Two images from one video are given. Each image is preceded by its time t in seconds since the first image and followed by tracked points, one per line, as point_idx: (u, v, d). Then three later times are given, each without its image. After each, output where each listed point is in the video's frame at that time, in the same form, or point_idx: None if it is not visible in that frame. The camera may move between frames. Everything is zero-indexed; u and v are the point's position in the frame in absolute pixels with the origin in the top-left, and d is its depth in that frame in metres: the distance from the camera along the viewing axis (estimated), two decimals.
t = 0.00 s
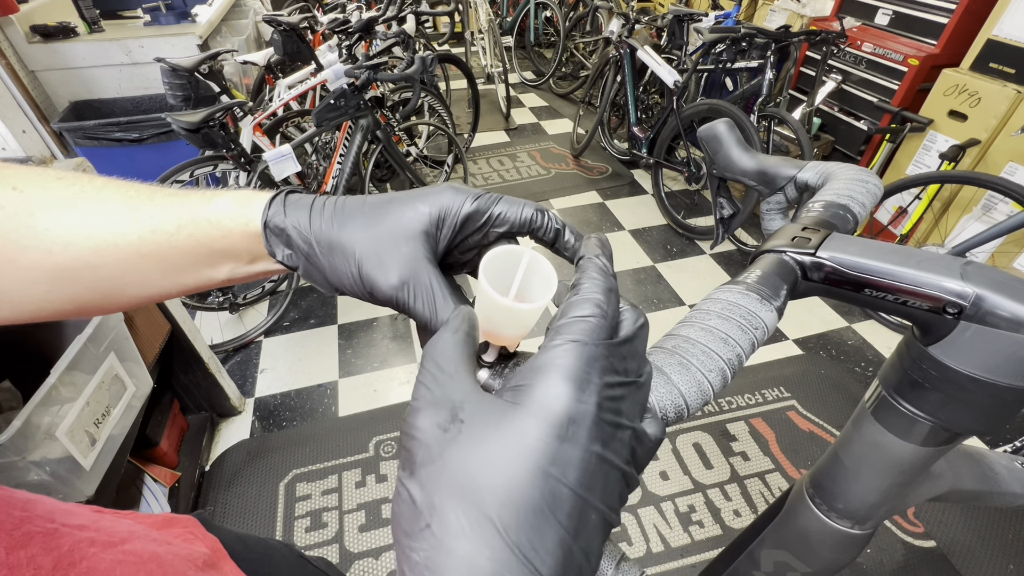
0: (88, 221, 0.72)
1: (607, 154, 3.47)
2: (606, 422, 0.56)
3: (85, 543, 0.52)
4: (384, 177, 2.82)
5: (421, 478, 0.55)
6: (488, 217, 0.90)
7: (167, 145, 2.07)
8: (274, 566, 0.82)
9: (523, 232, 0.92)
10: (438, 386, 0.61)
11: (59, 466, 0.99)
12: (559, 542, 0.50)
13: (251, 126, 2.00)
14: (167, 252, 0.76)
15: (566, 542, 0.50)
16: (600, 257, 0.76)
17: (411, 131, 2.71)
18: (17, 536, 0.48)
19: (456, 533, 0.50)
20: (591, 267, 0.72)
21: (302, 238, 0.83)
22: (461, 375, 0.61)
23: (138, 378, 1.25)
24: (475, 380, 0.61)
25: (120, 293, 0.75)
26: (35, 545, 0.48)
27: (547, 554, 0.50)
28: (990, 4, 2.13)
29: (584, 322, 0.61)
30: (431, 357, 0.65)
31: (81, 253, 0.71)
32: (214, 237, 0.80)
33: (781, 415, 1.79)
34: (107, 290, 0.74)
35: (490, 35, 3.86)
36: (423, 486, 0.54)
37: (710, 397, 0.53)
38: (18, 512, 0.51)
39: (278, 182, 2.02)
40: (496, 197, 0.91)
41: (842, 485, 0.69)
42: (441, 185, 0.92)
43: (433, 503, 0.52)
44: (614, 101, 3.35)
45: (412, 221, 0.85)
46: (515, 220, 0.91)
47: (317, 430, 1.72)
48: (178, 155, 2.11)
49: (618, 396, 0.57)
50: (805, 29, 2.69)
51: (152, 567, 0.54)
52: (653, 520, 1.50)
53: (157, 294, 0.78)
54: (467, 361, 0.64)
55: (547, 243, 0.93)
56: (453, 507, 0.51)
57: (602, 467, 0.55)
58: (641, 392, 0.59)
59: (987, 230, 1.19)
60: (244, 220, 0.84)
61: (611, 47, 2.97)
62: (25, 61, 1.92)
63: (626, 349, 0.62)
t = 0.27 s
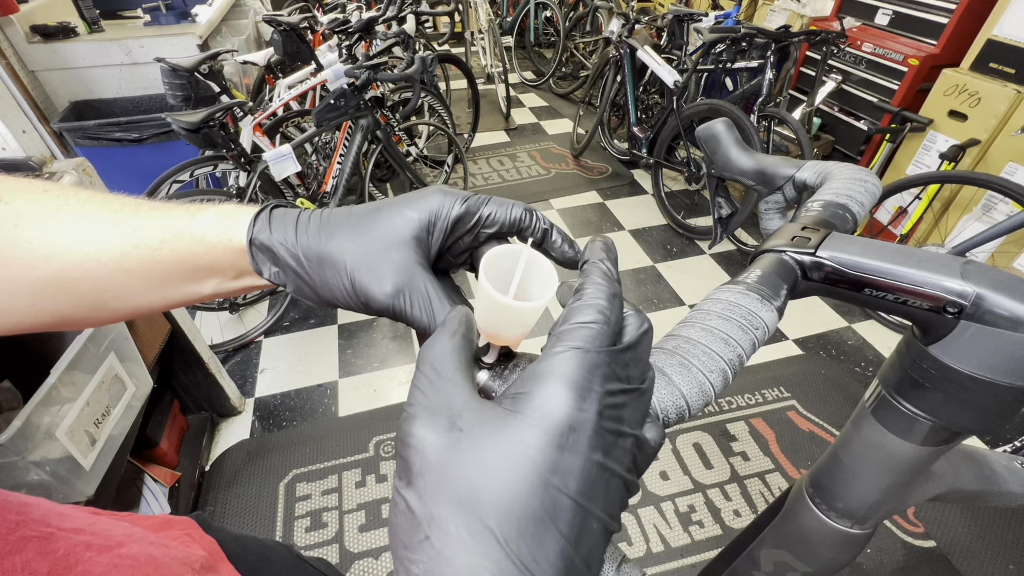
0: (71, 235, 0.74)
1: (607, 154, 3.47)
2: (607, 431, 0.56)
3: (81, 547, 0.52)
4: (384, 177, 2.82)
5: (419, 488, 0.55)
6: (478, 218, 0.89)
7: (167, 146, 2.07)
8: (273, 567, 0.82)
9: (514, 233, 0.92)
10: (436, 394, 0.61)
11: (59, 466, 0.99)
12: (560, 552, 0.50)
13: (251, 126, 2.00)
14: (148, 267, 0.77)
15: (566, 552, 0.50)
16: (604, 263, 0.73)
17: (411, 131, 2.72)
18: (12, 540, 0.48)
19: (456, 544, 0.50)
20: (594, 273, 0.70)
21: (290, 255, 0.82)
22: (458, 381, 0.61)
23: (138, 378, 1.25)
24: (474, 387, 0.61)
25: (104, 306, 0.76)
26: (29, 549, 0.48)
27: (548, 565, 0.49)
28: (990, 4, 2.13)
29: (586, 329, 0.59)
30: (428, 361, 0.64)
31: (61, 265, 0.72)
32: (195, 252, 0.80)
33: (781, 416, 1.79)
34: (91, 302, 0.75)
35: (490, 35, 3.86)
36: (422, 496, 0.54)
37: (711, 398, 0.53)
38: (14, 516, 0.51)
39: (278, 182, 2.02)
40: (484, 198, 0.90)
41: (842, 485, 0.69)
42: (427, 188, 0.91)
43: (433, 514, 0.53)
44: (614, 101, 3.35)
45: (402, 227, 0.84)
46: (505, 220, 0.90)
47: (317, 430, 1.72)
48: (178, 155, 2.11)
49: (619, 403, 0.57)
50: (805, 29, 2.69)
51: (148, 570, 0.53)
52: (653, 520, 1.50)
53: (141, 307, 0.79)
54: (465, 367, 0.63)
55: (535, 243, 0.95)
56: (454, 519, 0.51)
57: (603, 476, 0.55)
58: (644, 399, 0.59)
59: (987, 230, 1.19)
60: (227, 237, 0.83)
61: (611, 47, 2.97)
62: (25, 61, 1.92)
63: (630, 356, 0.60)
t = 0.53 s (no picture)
0: (61, 245, 0.72)
1: (607, 154, 3.47)
2: (612, 443, 0.55)
3: (77, 552, 0.51)
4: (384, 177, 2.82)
5: (420, 502, 0.54)
6: (474, 226, 0.88)
7: (166, 146, 2.07)
8: (272, 568, 0.81)
9: (511, 239, 0.91)
10: (436, 405, 0.59)
11: (59, 466, 0.99)
12: (565, 567, 0.51)
13: (251, 126, 2.01)
14: (142, 278, 0.76)
15: (571, 566, 0.51)
16: (611, 270, 0.70)
17: (411, 131, 2.72)
18: (7, 547, 0.48)
19: (460, 560, 0.50)
20: (600, 280, 0.68)
21: (284, 266, 0.83)
22: (459, 393, 0.59)
23: (138, 378, 1.25)
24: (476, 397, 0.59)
25: (96, 316, 0.76)
26: (25, 555, 0.48)
27: None
28: (990, 4, 2.13)
29: (591, 339, 0.58)
30: (428, 369, 0.63)
31: (55, 275, 0.71)
32: (190, 264, 0.80)
33: (781, 416, 1.79)
34: (81, 313, 0.74)
35: (490, 35, 3.86)
36: (424, 511, 0.54)
37: (715, 404, 0.53)
38: (9, 521, 0.50)
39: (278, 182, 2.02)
40: (480, 205, 0.90)
41: (842, 485, 0.69)
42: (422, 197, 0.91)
43: (435, 530, 0.53)
44: (614, 101, 3.35)
45: (398, 237, 0.84)
46: (501, 227, 0.90)
47: (316, 430, 1.72)
48: (178, 155, 2.11)
49: (625, 415, 0.56)
50: (804, 29, 2.69)
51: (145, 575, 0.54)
52: (653, 520, 1.50)
53: (132, 317, 0.79)
54: (465, 374, 0.62)
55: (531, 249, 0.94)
56: (457, 535, 0.51)
57: (610, 490, 0.55)
58: (649, 409, 0.58)
59: (986, 230, 1.19)
60: (221, 250, 0.83)
61: (611, 47, 2.97)
62: (25, 61, 1.92)
63: (636, 365, 0.58)
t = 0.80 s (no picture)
0: (61, 248, 0.72)
1: (607, 154, 3.47)
2: (613, 459, 0.56)
3: (74, 556, 0.51)
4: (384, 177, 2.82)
5: (421, 519, 0.54)
6: (473, 230, 0.89)
7: (166, 146, 2.07)
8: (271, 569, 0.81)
9: (508, 243, 0.92)
10: (435, 419, 0.58)
11: (59, 466, 0.99)
12: None
13: (251, 126, 2.01)
14: (142, 282, 0.76)
15: None
16: (612, 280, 0.70)
17: (411, 131, 2.72)
18: (3, 552, 0.48)
19: None
20: (602, 290, 0.68)
21: (285, 271, 0.82)
22: (458, 407, 0.58)
23: (138, 378, 1.25)
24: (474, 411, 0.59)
25: (96, 319, 0.75)
26: (21, 560, 0.48)
27: None
28: (990, 4, 2.13)
29: (593, 351, 0.58)
30: (425, 379, 0.62)
31: (55, 280, 0.71)
32: (189, 269, 0.79)
33: (781, 416, 1.79)
34: (80, 317, 0.74)
35: (490, 35, 3.86)
36: (425, 528, 0.54)
37: (715, 404, 0.53)
38: (5, 526, 0.50)
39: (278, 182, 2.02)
40: (479, 209, 0.90)
41: (842, 485, 0.69)
42: (421, 200, 0.91)
43: (438, 547, 0.53)
44: (614, 101, 3.35)
45: (398, 241, 0.84)
46: (500, 231, 0.91)
47: (316, 430, 1.72)
48: (178, 155, 2.11)
49: (625, 428, 0.57)
50: (805, 29, 2.69)
51: None
52: (653, 520, 1.50)
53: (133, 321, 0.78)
54: (466, 387, 0.61)
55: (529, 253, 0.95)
56: (460, 553, 0.52)
57: (611, 504, 0.56)
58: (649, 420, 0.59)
59: (987, 230, 1.19)
60: (222, 254, 0.82)
61: (611, 47, 2.97)
62: (25, 61, 1.92)
63: (637, 377, 0.59)
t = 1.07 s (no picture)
0: (46, 268, 0.68)
1: (607, 154, 3.47)
2: (623, 480, 0.55)
3: (73, 558, 0.51)
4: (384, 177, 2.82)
5: (426, 542, 0.52)
6: (457, 244, 0.84)
7: (166, 146, 2.07)
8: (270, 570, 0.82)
9: (495, 255, 0.87)
10: (447, 434, 0.56)
11: (59, 466, 0.99)
12: None
13: (251, 126, 2.01)
14: (128, 309, 0.71)
15: None
16: (621, 291, 0.68)
17: (411, 131, 2.72)
18: (2, 554, 0.48)
19: None
20: (611, 302, 0.66)
21: (272, 304, 0.76)
22: (465, 426, 0.56)
23: (138, 378, 1.25)
24: (486, 426, 0.57)
25: (81, 340, 0.71)
26: (20, 563, 0.48)
27: None
28: (990, 4, 2.13)
29: (602, 369, 0.56)
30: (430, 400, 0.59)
31: (41, 297, 0.67)
32: (177, 296, 0.73)
33: (781, 416, 1.79)
34: (63, 339, 0.70)
35: (490, 35, 3.86)
36: (429, 544, 0.52)
37: (719, 406, 0.54)
38: (4, 527, 0.50)
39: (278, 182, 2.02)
40: (462, 221, 0.85)
41: (842, 485, 0.69)
42: (399, 214, 0.85)
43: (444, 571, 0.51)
44: (614, 101, 3.35)
45: (381, 260, 0.79)
46: (485, 244, 0.86)
47: (317, 430, 1.72)
48: (178, 155, 2.11)
49: (632, 446, 0.56)
50: (805, 29, 2.69)
51: None
52: (653, 520, 1.50)
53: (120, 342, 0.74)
54: (476, 407, 0.57)
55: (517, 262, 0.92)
56: None
57: (618, 525, 0.55)
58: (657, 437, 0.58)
59: (986, 230, 1.19)
60: (209, 283, 0.76)
61: (611, 47, 2.97)
62: (25, 61, 1.92)
63: (647, 394, 0.57)
